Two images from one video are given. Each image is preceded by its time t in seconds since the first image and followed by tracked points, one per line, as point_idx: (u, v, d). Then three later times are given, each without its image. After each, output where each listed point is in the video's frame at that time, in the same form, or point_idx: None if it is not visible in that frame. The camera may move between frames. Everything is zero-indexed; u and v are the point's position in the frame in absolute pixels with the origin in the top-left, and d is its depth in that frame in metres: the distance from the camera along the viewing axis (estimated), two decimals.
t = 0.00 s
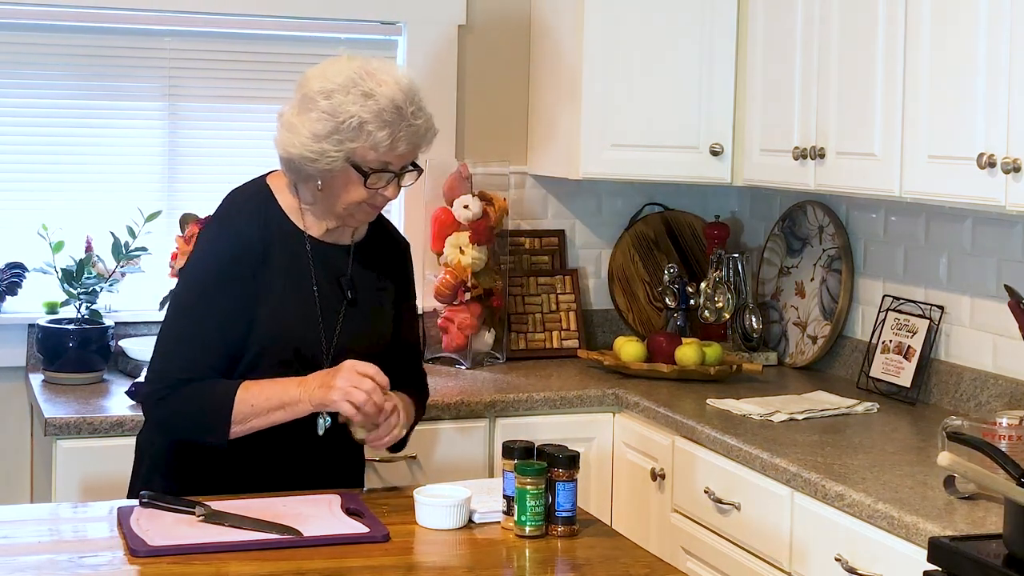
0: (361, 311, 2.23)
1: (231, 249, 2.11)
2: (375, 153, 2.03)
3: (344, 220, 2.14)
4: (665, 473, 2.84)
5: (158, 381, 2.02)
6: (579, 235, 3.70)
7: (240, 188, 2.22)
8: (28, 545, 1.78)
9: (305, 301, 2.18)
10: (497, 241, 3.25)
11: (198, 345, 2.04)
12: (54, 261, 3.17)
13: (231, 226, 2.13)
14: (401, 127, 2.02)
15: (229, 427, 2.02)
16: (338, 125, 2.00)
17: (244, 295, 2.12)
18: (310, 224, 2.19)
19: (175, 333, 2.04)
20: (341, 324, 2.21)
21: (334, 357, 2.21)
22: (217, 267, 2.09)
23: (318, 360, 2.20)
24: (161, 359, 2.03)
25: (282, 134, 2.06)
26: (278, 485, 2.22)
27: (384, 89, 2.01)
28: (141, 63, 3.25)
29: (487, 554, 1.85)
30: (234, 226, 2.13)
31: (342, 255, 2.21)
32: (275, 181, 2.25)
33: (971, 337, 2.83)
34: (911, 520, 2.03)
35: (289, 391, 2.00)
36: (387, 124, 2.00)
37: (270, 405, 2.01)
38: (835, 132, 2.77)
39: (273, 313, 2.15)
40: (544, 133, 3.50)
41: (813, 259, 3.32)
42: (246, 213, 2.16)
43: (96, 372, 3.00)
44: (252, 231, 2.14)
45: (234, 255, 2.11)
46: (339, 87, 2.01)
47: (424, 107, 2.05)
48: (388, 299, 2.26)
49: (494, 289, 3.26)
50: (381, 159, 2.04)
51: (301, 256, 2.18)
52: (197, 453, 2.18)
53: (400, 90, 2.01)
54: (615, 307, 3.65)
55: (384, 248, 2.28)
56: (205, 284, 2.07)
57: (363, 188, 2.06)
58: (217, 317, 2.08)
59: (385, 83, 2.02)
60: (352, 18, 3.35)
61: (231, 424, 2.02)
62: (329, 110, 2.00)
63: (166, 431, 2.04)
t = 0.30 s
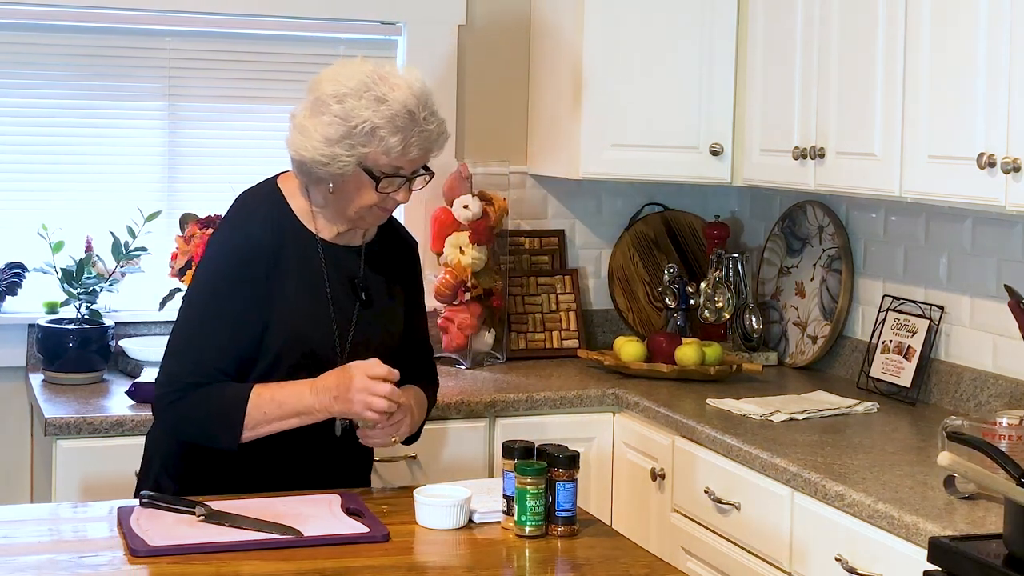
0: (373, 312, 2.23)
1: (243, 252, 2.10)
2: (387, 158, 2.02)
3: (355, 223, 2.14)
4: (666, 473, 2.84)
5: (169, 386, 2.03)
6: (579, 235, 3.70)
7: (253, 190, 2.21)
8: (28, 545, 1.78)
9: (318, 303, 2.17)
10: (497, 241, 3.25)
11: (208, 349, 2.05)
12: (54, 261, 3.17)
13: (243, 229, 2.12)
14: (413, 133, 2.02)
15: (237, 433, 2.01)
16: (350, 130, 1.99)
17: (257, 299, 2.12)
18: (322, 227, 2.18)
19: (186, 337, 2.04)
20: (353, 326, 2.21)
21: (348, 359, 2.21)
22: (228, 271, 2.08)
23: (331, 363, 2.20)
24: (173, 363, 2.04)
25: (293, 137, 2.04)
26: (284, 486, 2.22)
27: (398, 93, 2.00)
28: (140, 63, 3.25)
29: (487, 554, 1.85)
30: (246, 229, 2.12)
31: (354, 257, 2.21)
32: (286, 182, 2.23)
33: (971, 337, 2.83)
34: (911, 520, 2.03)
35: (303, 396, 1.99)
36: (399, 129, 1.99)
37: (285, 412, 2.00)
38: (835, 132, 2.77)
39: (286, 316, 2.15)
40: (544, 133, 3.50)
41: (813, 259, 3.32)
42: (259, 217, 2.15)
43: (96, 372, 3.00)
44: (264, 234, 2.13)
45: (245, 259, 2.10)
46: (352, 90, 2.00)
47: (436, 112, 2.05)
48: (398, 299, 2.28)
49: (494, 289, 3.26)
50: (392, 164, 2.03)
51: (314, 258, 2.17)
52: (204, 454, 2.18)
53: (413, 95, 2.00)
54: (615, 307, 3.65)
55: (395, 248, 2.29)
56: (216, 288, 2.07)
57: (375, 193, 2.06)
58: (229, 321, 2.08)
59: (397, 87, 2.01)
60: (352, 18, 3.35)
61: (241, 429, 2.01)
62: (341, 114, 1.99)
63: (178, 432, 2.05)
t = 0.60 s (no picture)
0: (387, 312, 2.23)
1: (255, 256, 2.11)
2: (399, 160, 2.01)
3: (368, 225, 2.13)
4: (665, 473, 2.84)
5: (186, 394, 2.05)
6: (579, 235, 3.70)
7: (265, 192, 2.21)
8: (28, 545, 1.78)
9: (331, 305, 2.17)
10: (497, 241, 3.25)
11: (223, 356, 2.05)
12: (54, 261, 3.17)
13: (255, 232, 2.13)
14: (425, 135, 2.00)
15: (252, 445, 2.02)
16: (361, 132, 1.98)
17: (270, 302, 2.12)
18: (334, 229, 2.18)
19: (201, 344, 2.05)
20: (368, 327, 2.20)
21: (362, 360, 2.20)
22: (242, 275, 2.09)
23: (345, 364, 2.19)
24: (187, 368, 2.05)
25: (307, 139, 2.05)
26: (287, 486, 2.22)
27: (410, 96, 1.99)
28: (140, 63, 3.25)
29: (487, 554, 1.85)
30: (258, 232, 2.13)
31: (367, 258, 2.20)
32: (299, 185, 2.22)
33: (971, 337, 2.83)
34: (911, 520, 2.03)
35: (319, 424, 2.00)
36: (411, 132, 1.98)
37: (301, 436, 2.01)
38: (835, 132, 2.77)
39: (300, 318, 2.15)
40: (544, 133, 3.50)
41: (813, 259, 3.32)
42: (271, 220, 2.15)
43: (96, 371, 3.00)
44: (276, 238, 2.14)
45: (258, 263, 2.11)
46: (365, 93, 2.00)
47: (449, 114, 2.04)
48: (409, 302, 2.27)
49: (494, 289, 3.26)
50: (404, 167, 2.02)
51: (327, 260, 2.17)
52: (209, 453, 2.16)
53: (426, 98, 1.99)
54: (615, 307, 3.65)
55: (407, 250, 2.28)
56: (229, 294, 2.07)
57: (387, 195, 2.05)
58: (243, 326, 2.08)
59: (410, 89, 2.00)
60: (352, 18, 3.35)
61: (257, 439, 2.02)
62: (353, 117, 1.99)
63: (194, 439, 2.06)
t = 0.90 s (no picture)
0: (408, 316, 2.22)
1: (274, 262, 2.12)
2: (418, 169, 2.02)
3: (386, 231, 2.14)
4: (666, 473, 2.84)
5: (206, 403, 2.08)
6: (579, 235, 3.70)
7: (286, 196, 2.21)
8: (28, 545, 1.78)
9: (350, 309, 2.17)
10: (497, 241, 3.26)
11: (240, 365, 2.08)
12: (54, 261, 3.18)
13: (274, 238, 2.13)
14: (446, 145, 2.00)
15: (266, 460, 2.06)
16: (381, 140, 1.99)
17: (289, 308, 2.12)
18: (354, 233, 2.18)
19: (219, 353, 2.08)
20: (389, 330, 2.19)
21: (381, 365, 2.19)
22: (260, 282, 2.10)
23: (364, 368, 2.18)
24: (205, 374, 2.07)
25: (328, 144, 2.05)
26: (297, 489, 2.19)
27: (432, 105, 1.98)
28: (141, 63, 3.25)
29: (487, 554, 1.85)
30: (277, 238, 2.13)
31: (386, 263, 2.20)
32: (317, 189, 2.22)
33: (971, 337, 2.83)
34: (911, 520, 2.03)
35: (335, 461, 2.06)
36: (431, 142, 1.98)
37: (314, 468, 2.06)
38: (835, 132, 2.77)
39: (320, 323, 2.15)
40: (543, 133, 3.50)
41: (813, 259, 3.32)
42: (291, 225, 2.15)
43: (96, 371, 3.01)
44: (294, 243, 2.14)
45: (276, 269, 2.12)
46: (385, 101, 2.00)
47: (470, 123, 2.03)
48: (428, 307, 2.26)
49: (494, 289, 3.27)
50: (423, 176, 2.03)
51: (347, 264, 2.17)
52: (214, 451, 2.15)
53: (447, 108, 1.98)
54: (615, 307, 3.65)
55: (428, 254, 2.28)
56: (248, 302, 2.09)
57: (405, 203, 2.07)
58: (261, 333, 2.09)
59: (431, 98, 2.00)
60: (353, 18, 3.35)
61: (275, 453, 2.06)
62: (373, 125, 1.99)
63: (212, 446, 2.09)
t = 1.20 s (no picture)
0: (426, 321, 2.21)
1: (293, 264, 2.10)
2: (438, 173, 1.99)
3: (405, 233, 2.14)
4: (666, 473, 2.84)
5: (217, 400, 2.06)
6: (579, 235, 3.70)
7: (307, 195, 2.19)
8: (29, 545, 1.78)
9: (368, 312, 2.16)
10: (497, 241, 3.27)
11: (255, 365, 2.06)
12: (54, 262, 3.18)
13: (295, 238, 2.11)
14: (467, 151, 1.98)
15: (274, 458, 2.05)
16: (402, 143, 1.96)
17: (307, 310, 2.11)
18: (373, 233, 2.17)
19: (235, 352, 2.06)
20: (407, 335, 2.19)
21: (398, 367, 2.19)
22: (279, 283, 2.08)
23: (381, 371, 2.18)
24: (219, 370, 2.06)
25: (350, 144, 2.04)
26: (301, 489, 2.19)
27: (454, 110, 1.96)
28: (141, 63, 3.25)
29: (487, 554, 1.86)
30: (298, 239, 2.11)
31: (405, 265, 2.19)
32: (337, 188, 2.20)
33: (971, 337, 2.83)
34: (911, 520, 2.03)
35: (341, 461, 2.06)
36: (452, 147, 1.96)
37: (320, 467, 2.06)
38: (834, 132, 2.77)
39: (337, 325, 2.14)
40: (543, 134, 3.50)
41: (813, 259, 3.32)
42: (311, 226, 2.13)
43: (96, 372, 3.01)
44: (314, 245, 2.12)
45: (296, 269, 2.10)
46: (409, 103, 1.97)
47: (492, 129, 2.00)
48: (447, 310, 2.25)
49: (494, 289, 3.28)
50: (443, 180, 2.01)
51: (367, 268, 2.16)
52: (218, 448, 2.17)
53: (470, 113, 1.95)
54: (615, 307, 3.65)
55: (447, 257, 2.27)
56: (265, 302, 2.07)
57: (424, 207, 2.05)
58: (277, 333, 2.08)
59: (454, 102, 1.97)
60: (353, 18, 3.35)
61: (285, 452, 2.05)
62: (395, 127, 1.97)
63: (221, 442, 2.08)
